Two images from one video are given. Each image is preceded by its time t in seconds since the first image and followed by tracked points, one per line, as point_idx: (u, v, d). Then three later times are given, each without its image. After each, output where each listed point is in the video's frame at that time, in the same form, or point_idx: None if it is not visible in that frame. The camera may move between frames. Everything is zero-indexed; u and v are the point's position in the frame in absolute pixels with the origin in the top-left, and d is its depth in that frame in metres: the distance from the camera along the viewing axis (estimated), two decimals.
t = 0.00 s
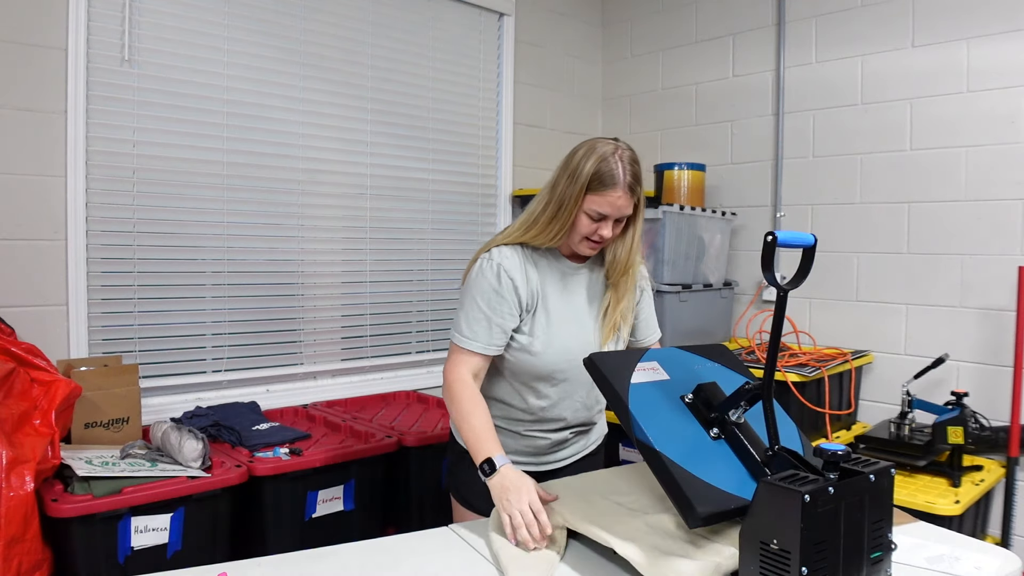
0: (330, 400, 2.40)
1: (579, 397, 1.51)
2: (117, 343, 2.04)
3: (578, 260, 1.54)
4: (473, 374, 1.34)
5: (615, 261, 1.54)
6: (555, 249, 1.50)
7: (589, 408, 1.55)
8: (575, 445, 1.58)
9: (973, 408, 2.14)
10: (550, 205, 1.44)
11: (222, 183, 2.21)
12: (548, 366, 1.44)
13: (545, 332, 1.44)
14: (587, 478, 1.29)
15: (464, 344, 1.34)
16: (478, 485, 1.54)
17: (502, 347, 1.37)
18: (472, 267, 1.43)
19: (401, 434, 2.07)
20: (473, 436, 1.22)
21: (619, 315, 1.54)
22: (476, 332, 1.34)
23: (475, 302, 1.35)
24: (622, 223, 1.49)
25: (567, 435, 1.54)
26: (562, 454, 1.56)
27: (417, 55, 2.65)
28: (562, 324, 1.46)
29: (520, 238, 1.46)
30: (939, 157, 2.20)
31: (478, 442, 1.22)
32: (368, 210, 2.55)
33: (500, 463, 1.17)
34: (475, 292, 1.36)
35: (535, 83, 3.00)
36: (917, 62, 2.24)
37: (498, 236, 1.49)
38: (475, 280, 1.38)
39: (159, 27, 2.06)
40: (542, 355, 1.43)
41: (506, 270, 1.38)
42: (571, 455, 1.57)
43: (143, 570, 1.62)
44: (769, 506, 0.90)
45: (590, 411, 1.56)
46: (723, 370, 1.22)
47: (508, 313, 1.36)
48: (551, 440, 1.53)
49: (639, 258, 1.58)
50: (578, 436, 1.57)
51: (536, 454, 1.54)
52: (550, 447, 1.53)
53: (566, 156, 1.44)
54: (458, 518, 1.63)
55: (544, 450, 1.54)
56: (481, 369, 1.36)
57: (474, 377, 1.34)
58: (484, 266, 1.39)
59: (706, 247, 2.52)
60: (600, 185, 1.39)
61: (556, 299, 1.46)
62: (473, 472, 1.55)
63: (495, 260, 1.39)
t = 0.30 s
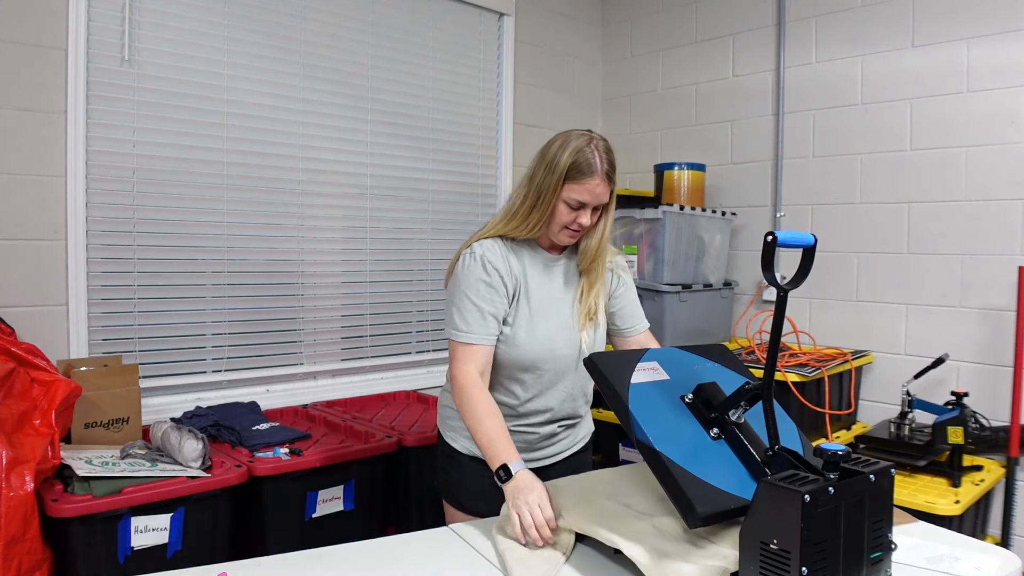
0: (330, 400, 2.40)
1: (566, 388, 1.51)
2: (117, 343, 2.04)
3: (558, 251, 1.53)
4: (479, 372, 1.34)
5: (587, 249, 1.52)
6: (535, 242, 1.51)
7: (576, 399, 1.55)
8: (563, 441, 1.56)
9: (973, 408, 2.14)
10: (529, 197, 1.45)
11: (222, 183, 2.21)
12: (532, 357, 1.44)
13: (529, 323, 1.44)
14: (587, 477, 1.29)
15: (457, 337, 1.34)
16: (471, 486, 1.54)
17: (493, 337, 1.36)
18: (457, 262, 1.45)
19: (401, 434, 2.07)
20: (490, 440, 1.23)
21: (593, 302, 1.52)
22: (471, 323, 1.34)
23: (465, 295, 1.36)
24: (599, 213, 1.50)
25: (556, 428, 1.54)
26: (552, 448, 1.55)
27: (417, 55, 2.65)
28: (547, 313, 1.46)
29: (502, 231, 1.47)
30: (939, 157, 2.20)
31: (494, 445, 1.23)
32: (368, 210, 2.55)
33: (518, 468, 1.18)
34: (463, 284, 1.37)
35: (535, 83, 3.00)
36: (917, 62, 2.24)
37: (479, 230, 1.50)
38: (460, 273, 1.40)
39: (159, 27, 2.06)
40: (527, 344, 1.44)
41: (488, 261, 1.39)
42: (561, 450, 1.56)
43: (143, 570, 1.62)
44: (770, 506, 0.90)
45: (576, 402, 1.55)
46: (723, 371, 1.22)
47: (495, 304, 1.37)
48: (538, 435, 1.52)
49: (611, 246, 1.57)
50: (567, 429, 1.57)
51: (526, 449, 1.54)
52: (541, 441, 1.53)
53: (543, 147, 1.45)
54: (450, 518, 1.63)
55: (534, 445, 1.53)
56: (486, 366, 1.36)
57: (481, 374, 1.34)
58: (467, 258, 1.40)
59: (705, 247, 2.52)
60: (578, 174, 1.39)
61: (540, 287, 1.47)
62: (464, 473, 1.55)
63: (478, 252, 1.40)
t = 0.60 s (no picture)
0: (330, 400, 2.40)
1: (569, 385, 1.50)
2: (117, 343, 2.04)
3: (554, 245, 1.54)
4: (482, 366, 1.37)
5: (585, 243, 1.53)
6: (529, 235, 1.51)
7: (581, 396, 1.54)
8: (570, 440, 1.56)
9: (973, 407, 2.14)
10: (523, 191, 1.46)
11: (222, 183, 2.21)
12: (531, 349, 1.44)
13: (528, 315, 1.45)
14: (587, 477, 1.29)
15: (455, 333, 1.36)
16: (478, 489, 1.53)
17: (490, 332, 1.38)
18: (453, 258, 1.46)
19: (401, 434, 2.07)
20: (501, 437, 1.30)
21: (589, 296, 1.52)
22: (467, 319, 1.36)
23: (460, 292, 1.38)
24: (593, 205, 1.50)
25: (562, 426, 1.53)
26: (560, 448, 1.55)
27: (417, 55, 2.64)
28: (545, 307, 1.46)
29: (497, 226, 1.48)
30: (939, 157, 2.20)
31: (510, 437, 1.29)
32: (368, 210, 2.55)
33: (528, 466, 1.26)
34: (458, 282, 1.39)
35: (535, 83, 3.00)
36: (917, 62, 2.24)
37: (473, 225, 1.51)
38: (455, 270, 1.41)
39: (159, 27, 2.06)
40: (527, 337, 1.44)
41: (484, 257, 1.40)
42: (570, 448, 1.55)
43: (143, 570, 1.62)
44: (770, 506, 0.90)
45: (581, 398, 1.54)
46: (723, 371, 1.22)
47: (492, 299, 1.38)
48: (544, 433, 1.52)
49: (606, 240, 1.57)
50: (573, 426, 1.56)
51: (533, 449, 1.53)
52: (548, 440, 1.53)
53: (535, 141, 1.46)
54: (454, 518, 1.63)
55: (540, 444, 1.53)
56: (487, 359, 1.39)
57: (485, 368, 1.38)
58: (462, 254, 1.41)
59: (705, 247, 2.52)
60: (570, 166, 1.40)
61: (537, 279, 1.47)
62: (470, 476, 1.54)
63: (472, 248, 1.41)
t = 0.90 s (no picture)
0: (330, 400, 2.40)
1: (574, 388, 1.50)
2: (117, 343, 2.04)
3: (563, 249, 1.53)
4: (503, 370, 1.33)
5: (596, 244, 1.52)
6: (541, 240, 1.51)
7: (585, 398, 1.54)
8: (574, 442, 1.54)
9: (973, 408, 2.14)
10: (533, 194, 1.46)
11: (222, 183, 2.21)
12: (541, 354, 1.44)
13: (539, 321, 1.44)
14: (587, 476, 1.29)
15: (475, 341, 1.33)
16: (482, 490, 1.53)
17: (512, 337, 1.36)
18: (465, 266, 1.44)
19: (401, 434, 2.07)
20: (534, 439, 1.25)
21: (596, 299, 1.52)
22: (491, 325, 1.34)
23: (478, 299, 1.36)
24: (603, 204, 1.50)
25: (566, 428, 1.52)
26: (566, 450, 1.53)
27: (417, 55, 2.64)
28: (556, 311, 1.46)
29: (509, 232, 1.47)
30: (939, 157, 2.20)
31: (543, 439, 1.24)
32: (368, 210, 2.55)
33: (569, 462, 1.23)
34: (474, 288, 1.37)
35: (535, 83, 3.00)
36: (917, 62, 2.24)
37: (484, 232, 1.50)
38: (469, 276, 1.39)
39: (159, 27, 2.06)
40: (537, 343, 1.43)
41: (498, 263, 1.39)
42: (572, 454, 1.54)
43: (143, 570, 1.62)
44: (770, 506, 0.90)
45: (586, 404, 1.54)
46: (723, 371, 1.22)
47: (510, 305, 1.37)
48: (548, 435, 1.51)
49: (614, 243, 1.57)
50: (577, 429, 1.55)
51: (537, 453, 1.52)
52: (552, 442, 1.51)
53: (541, 145, 1.46)
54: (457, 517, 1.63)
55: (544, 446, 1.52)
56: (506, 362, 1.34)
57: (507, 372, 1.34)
58: (475, 260, 1.40)
59: (705, 247, 2.52)
60: (580, 165, 1.40)
61: (549, 283, 1.47)
62: (475, 477, 1.54)
63: (486, 253, 1.40)
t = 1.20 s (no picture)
0: (330, 400, 2.40)
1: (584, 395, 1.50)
2: (117, 343, 2.04)
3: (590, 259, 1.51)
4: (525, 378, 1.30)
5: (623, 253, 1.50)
6: (568, 249, 1.48)
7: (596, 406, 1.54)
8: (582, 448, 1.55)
9: (973, 408, 2.14)
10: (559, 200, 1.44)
11: (222, 183, 2.21)
12: (559, 366, 1.44)
13: (560, 332, 1.43)
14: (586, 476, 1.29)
15: (499, 344, 1.30)
16: (488, 489, 1.53)
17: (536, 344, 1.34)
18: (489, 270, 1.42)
19: (401, 434, 2.07)
20: (550, 451, 1.22)
21: (620, 311, 1.50)
22: (515, 331, 1.31)
23: (501, 303, 1.33)
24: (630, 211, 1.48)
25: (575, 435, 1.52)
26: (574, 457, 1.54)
27: (417, 55, 2.64)
28: (577, 321, 1.45)
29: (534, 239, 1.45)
30: (939, 157, 2.20)
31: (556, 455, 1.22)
32: (368, 210, 2.55)
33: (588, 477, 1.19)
34: (499, 292, 1.34)
35: (535, 83, 3.00)
36: (917, 62, 2.24)
37: (509, 240, 1.48)
38: (493, 281, 1.37)
39: (159, 27, 2.06)
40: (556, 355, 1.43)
41: (525, 269, 1.38)
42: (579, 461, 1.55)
43: (143, 570, 1.62)
44: (769, 506, 0.90)
45: (597, 413, 1.54)
46: (723, 370, 1.22)
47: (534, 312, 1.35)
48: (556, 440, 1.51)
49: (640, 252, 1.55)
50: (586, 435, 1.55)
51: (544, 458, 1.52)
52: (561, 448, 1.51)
53: (565, 152, 1.44)
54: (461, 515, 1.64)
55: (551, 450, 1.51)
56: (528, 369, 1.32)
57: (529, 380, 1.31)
58: (501, 265, 1.38)
59: (705, 247, 2.52)
60: (607, 170, 1.39)
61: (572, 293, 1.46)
62: (481, 477, 1.54)
63: (512, 259, 1.39)
